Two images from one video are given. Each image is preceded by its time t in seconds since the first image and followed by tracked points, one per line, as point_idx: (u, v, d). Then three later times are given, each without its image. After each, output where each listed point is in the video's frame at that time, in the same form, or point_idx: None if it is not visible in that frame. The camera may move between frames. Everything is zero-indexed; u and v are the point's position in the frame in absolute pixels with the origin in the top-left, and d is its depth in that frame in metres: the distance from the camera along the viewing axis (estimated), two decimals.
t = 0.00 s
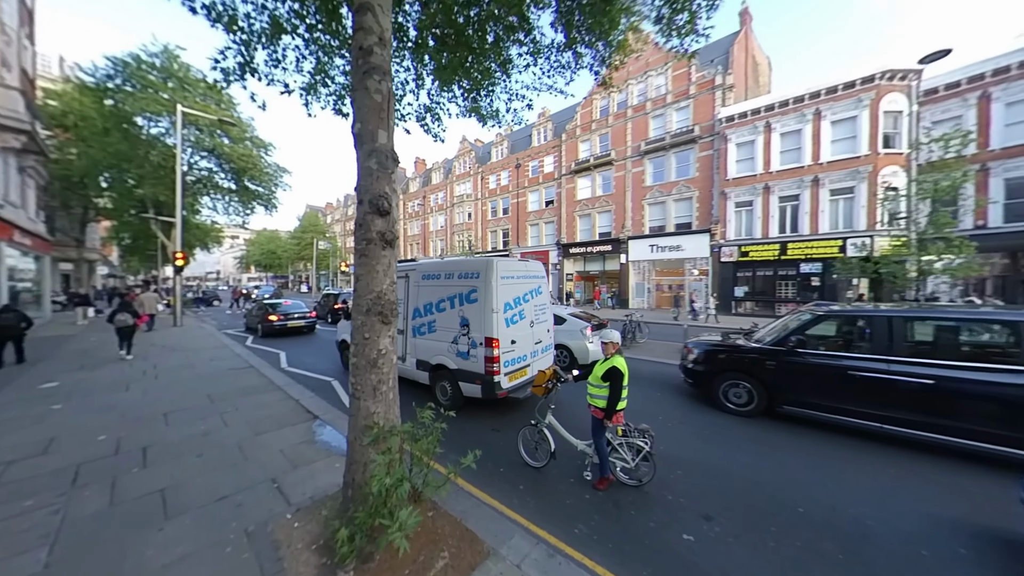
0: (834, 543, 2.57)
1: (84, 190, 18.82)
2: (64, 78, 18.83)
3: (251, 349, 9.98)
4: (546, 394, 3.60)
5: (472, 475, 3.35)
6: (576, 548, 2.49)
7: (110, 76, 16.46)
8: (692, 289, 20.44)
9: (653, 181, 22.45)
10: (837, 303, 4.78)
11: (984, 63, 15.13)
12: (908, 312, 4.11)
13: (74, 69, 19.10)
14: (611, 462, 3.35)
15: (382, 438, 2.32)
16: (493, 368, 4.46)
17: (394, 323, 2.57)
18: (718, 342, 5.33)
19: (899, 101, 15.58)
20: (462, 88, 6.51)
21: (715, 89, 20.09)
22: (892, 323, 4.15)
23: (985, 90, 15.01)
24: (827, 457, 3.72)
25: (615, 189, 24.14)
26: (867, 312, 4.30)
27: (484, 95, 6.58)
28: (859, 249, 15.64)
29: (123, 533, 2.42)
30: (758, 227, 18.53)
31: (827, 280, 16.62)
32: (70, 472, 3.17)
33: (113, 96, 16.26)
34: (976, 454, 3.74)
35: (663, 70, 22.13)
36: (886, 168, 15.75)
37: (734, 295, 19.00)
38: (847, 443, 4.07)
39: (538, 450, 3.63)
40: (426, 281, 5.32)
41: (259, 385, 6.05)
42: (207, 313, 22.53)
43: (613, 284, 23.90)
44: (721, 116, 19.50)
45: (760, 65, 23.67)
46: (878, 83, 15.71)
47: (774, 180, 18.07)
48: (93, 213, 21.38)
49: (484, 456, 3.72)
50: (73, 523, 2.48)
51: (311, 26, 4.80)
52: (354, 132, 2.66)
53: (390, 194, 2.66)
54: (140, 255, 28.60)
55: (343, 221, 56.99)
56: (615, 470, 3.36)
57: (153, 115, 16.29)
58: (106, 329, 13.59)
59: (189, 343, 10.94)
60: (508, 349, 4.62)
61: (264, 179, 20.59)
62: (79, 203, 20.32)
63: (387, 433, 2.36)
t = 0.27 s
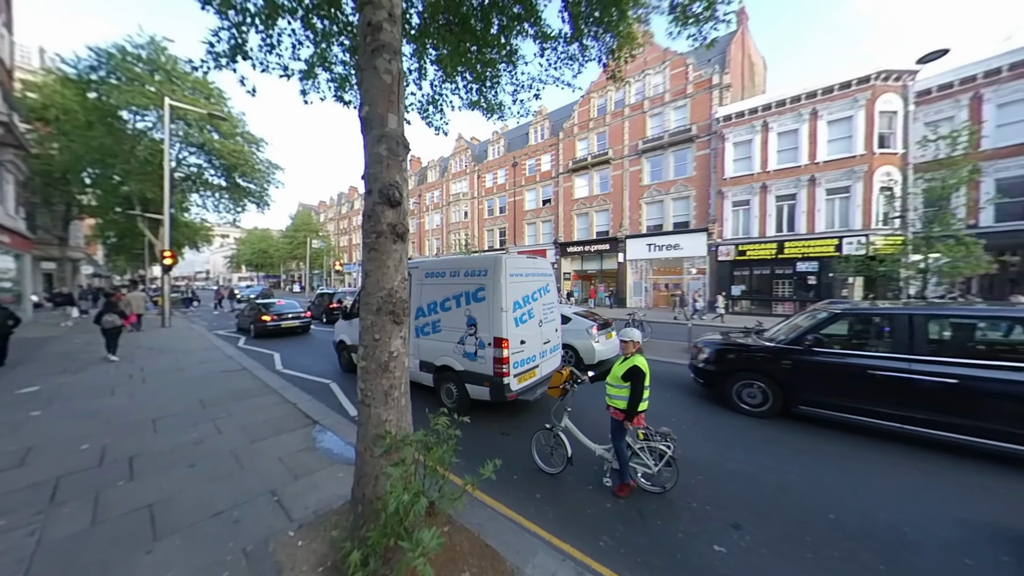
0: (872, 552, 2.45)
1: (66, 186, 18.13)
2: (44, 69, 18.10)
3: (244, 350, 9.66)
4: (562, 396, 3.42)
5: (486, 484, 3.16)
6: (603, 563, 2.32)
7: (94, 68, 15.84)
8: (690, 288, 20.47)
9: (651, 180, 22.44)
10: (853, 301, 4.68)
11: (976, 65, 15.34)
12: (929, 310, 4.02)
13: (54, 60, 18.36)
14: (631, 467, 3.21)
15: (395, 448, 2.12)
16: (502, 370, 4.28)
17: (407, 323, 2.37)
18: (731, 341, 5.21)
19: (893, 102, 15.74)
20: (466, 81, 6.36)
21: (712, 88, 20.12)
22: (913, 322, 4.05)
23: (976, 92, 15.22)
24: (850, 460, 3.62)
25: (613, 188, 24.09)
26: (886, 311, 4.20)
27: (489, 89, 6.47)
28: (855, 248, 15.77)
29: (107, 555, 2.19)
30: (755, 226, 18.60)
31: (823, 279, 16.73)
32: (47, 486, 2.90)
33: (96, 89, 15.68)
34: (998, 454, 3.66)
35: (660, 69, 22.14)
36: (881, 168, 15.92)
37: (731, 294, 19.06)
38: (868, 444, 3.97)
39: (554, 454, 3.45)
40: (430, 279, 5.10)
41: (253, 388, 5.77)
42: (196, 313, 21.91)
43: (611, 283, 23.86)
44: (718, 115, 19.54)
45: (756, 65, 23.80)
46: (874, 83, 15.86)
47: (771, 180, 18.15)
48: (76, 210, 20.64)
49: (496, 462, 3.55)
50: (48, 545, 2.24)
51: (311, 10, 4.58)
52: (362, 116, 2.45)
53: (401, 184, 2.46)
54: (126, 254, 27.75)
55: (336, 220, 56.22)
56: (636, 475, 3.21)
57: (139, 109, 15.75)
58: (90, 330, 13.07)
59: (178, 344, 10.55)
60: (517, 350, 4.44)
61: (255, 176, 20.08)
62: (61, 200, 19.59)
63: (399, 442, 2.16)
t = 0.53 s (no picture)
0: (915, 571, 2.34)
1: (50, 182, 17.50)
2: (26, 60, 17.43)
3: (237, 352, 9.34)
4: (584, 403, 3.26)
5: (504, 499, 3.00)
6: None
7: (80, 60, 15.27)
8: (688, 289, 20.49)
9: (650, 181, 22.42)
10: (873, 305, 4.60)
11: (971, 70, 15.52)
12: (955, 315, 3.93)
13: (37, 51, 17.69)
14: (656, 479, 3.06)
15: (417, 471, 1.94)
16: (515, 376, 4.10)
17: (426, 331, 2.18)
18: (747, 345, 5.09)
19: (891, 105, 15.88)
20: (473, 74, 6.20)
21: (711, 90, 20.16)
22: (938, 327, 3.97)
23: (971, 96, 15.39)
24: (877, 470, 3.51)
25: (611, 188, 24.04)
26: (910, 315, 4.11)
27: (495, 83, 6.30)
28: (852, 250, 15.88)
29: None
30: (754, 228, 18.67)
31: (821, 281, 16.82)
32: (27, 507, 2.66)
33: (82, 82, 15.16)
34: None
35: (660, 70, 22.13)
36: (878, 171, 16.06)
37: (730, 294, 19.12)
38: (891, 452, 3.87)
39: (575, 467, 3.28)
40: (439, 281, 4.91)
41: (250, 394, 5.51)
42: (186, 314, 21.32)
43: (610, 284, 23.82)
44: (718, 116, 19.58)
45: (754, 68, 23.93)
46: (871, 86, 15.99)
47: (769, 181, 18.23)
48: (61, 206, 19.96)
49: (512, 475, 3.38)
50: None
51: None
52: (377, 106, 2.26)
53: (420, 180, 2.27)
54: (113, 252, 26.98)
55: (331, 219, 55.50)
56: (663, 487, 3.06)
57: (127, 102, 15.24)
58: (75, 332, 12.61)
59: (169, 346, 10.19)
60: (530, 356, 4.27)
61: (249, 173, 19.60)
62: (44, 196, 18.91)
63: (421, 462, 1.98)
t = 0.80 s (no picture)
0: None
1: (38, 179, 17.01)
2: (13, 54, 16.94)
3: (234, 354, 9.09)
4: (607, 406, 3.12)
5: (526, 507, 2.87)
6: None
7: (68, 53, 14.83)
8: (688, 289, 20.51)
9: (650, 181, 22.41)
10: (892, 305, 4.53)
11: (967, 72, 15.66)
12: (979, 314, 3.87)
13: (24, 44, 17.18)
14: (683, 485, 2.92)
15: (446, 483, 1.79)
16: (530, 378, 3.96)
17: (451, 331, 2.03)
18: (763, 345, 4.99)
19: (889, 107, 16.00)
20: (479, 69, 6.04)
21: (711, 90, 20.20)
22: (962, 327, 3.90)
23: (967, 98, 15.53)
24: (904, 474, 3.41)
25: (611, 188, 24.01)
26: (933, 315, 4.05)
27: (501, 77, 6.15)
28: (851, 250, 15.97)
29: None
30: (754, 228, 18.72)
31: (820, 281, 16.89)
32: (15, 523, 2.47)
33: (71, 76, 14.76)
34: None
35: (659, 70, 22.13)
36: (876, 171, 16.18)
37: (730, 294, 19.16)
38: (915, 455, 3.78)
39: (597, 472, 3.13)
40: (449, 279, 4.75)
41: (250, 397, 5.30)
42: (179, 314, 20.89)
43: (609, 284, 23.79)
44: (717, 116, 19.62)
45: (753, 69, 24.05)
46: (870, 88, 16.11)
47: (769, 182, 18.30)
48: (49, 204, 19.43)
49: (531, 481, 3.24)
50: None
51: None
52: (398, 91, 2.11)
53: (444, 170, 2.12)
54: (103, 252, 26.39)
55: (327, 218, 54.92)
56: (691, 493, 2.91)
57: (119, 98, 14.87)
58: (64, 333, 12.22)
59: (163, 347, 9.91)
60: (545, 357, 4.13)
61: (244, 171, 19.24)
62: (32, 194, 18.39)
63: (450, 473, 1.83)
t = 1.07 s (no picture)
0: None
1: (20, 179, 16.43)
2: None
3: (228, 359, 8.82)
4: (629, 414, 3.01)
5: (547, 523, 2.75)
6: None
7: (53, 49, 14.37)
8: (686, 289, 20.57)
9: (647, 181, 22.47)
10: (905, 307, 4.50)
11: (957, 75, 15.94)
12: (995, 316, 3.85)
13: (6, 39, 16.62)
14: (709, 496, 2.84)
15: (478, 507, 1.67)
16: (544, 385, 3.85)
17: (477, 341, 1.91)
18: (775, 348, 4.93)
19: (882, 109, 16.23)
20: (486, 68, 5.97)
21: (707, 92, 20.34)
22: (979, 329, 3.87)
23: (957, 101, 15.79)
24: (928, 480, 3.35)
25: (608, 189, 24.02)
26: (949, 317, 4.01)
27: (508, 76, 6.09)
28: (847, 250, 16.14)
29: None
30: (750, 228, 18.85)
31: (817, 281, 17.05)
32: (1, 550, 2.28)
33: (56, 73, 14.28)
34: None
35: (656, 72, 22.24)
36: (870, 173, 16.38)
37: (728, 294, 19.25)
38: (935, 460, 3.73)
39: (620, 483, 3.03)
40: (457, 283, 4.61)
41: (249, 405, 5.11)
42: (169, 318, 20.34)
43: (607, 284, 23.78)
44: (714, 117, 19.74)
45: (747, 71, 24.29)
46: (864, 90, 16.34)
47: (765, 183, 18.46)
48: (32, 205, 18.80)
49: (550, 493, 3.13)
50: None
51: None
52: (419, 86, 1.99)
53: (468, 170, 2.00)
54: (90, 254, 25.67)
55: (321, 219, 54.25)
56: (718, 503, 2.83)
57: (107, 96, 14.47)
58: (49, 338, 11.78)
59: (154, 353, 9.58)
60: (558, 362, 4.03)
61: (237, 171, 18.86)
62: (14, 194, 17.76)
63: (480, 495, 1.71)
